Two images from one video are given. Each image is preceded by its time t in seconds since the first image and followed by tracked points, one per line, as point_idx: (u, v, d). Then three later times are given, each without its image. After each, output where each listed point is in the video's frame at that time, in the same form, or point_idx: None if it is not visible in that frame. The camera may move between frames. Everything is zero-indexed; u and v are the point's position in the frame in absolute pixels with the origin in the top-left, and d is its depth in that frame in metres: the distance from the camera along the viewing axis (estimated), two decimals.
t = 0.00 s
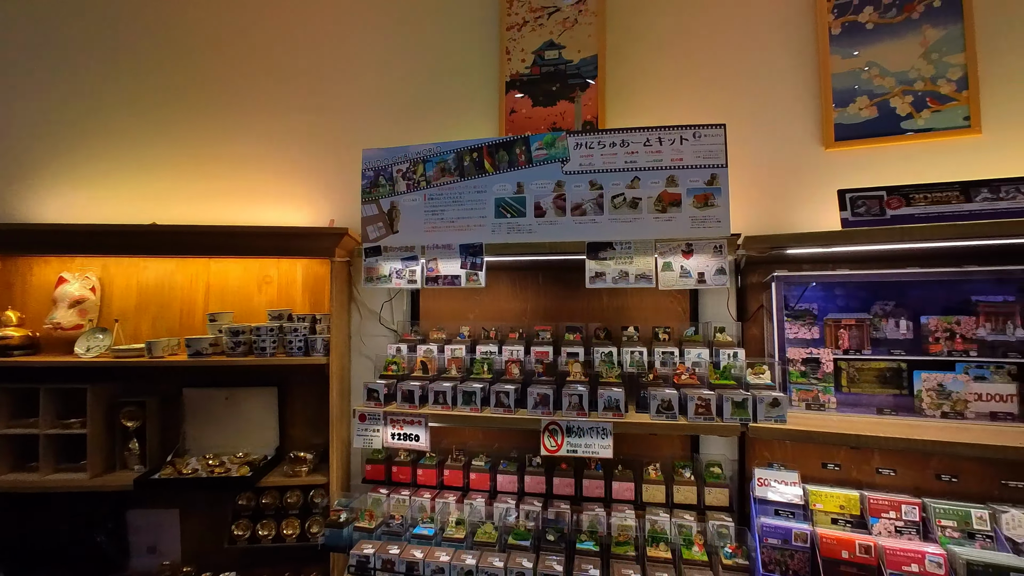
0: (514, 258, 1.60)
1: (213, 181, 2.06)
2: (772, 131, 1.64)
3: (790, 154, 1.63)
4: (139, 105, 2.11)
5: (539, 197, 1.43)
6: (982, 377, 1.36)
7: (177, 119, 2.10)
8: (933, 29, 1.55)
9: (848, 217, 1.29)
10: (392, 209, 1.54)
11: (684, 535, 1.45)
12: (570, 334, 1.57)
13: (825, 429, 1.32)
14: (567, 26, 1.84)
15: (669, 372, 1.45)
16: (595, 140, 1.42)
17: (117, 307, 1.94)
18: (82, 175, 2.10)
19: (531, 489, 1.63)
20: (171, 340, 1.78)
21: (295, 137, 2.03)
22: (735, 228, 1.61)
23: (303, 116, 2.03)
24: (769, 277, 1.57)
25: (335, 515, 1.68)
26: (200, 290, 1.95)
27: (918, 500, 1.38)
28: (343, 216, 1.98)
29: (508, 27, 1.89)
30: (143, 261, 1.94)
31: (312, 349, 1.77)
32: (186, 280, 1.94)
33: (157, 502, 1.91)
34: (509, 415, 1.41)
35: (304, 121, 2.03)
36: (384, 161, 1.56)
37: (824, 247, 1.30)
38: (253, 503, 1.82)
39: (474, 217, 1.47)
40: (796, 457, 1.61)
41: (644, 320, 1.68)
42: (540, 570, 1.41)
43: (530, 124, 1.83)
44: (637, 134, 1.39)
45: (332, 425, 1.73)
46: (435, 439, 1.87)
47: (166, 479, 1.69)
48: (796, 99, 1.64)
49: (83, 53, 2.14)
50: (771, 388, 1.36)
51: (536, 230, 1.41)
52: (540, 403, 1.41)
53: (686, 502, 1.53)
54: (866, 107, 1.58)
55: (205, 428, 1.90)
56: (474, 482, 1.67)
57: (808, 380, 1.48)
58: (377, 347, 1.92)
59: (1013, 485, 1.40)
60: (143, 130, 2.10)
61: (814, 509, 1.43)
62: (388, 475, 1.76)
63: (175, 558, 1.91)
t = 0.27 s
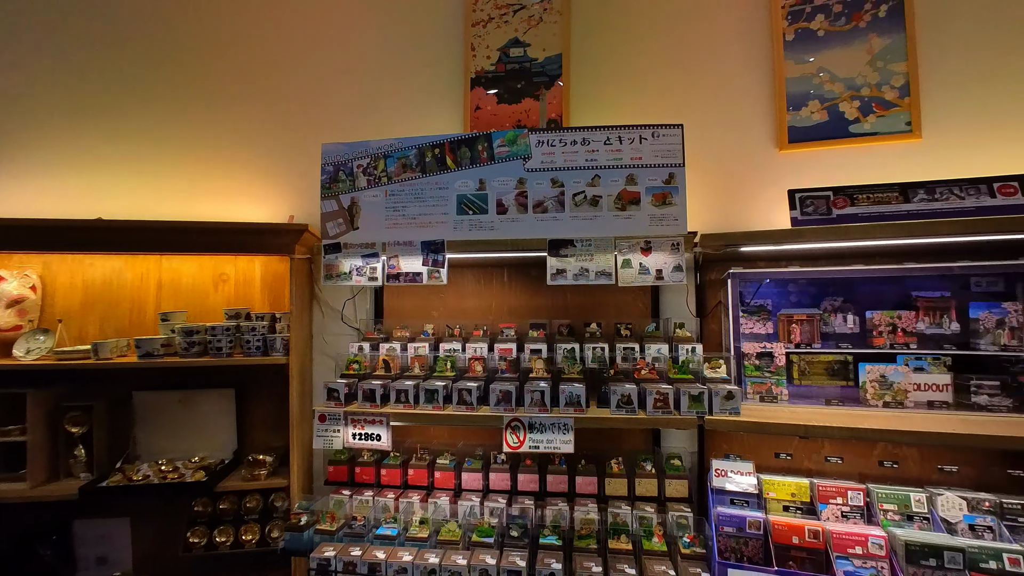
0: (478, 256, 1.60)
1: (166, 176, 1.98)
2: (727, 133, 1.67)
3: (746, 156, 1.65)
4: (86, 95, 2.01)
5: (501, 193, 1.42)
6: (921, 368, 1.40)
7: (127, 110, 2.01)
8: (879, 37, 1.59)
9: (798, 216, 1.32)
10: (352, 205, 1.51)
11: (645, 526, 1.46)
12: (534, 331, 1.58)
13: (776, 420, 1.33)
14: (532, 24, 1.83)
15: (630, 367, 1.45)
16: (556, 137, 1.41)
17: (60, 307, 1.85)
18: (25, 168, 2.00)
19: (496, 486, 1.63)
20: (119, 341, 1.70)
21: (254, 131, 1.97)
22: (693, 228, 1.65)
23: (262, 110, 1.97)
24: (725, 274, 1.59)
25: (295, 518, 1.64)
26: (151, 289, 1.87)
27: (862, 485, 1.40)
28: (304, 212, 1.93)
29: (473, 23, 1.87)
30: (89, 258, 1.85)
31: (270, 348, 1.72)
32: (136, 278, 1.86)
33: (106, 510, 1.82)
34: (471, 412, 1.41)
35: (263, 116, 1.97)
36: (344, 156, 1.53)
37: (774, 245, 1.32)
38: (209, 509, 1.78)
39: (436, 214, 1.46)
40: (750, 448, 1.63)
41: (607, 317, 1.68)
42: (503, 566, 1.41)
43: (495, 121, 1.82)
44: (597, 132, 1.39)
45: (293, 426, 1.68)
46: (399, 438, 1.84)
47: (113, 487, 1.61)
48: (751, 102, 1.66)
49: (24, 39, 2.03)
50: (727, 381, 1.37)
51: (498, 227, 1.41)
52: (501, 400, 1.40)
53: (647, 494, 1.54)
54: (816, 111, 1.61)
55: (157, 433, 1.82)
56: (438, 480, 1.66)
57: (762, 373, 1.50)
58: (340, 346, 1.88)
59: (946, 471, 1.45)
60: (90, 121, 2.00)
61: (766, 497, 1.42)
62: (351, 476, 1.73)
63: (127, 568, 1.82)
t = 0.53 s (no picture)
0: (450, 253, 1.58)
1: (127, 170, 1.92)
2: (696, 132, 1.70)
3: (714, 155, 1.68)
4: (40, 85, 1.93)
5: (472, 189, 1.41)
6: (879, 361, 1.46)
7: (85, 102, 1.93)
8: (841, 41, 1.62)
9: (763, 213, 1.34)
10: (321, 201, 1.48)
11: (617, 519, 1.47)
12: (507, 328, 1.57)
13: (742, 412, 1.34)
14: (505, 20, 1.82)
15: (601, 363, 1.45)
16: (527, 134, 1.41)
17: (9, 307, 1.73)
18: None
19: (469, 483, 1.62)
20: (76, 341, 1.63)
21: (221, 125, 1.92)
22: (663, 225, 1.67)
23: (229, 104, 1.92)
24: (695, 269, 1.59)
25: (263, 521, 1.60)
26: (111, 287, 1.80)
27: (825, 474, 1.44)
28: (273, 208, 1.89)
29: (446, 17, 1.85)
30: (43, 254, 1.76)
31: (237, 348, 1.67)
32: (94, 276, 1.79)
33: (62, 518, 1.74)
34: (443, 409, 1.40)
35: (230, 109, 1.92)
36: (312, 150, 1.50)
37: (741, 242, 1.33)
38: (175, 514, 1.69)
39: (406, 210, 1.44)
40: (718, 442, 1.65)
41: (580, 313, 1.69)
42: (476, 563, 1.39)
43: (467, 117, 1.81)
44: (569, 129, 1.40)
45: (263, 426, 1.65)
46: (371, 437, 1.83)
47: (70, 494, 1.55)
48: (720, 101, 1.69)
49: None
50: (696, 375, 1.39)
51: (470, 223, 1.39)
52: (473, 397, 1.39)
53: (620, 488, 1.55)
54: (782, 112, 1.63)
55: (118, 436, 1.76)
56: (412, 479, 1.64)
57: (730, 367, 1.52)
58: (310, 345, 1.85)
59: (902, 458, 1.51)
60: (46, 113, 1.93)
61: (734, 489, 1.45)
62: (323, 477, 1.70)
63: None
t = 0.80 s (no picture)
0: (425, 250, 1.57)
1: (88, 163, 1.84)
2: (671, 130, 1.72)
3: (688, 153, 1.71)
4: None
5: (447, 185, 1.40)
6: (846, 355, 1.49)
7: (42, 91, 1.85)
8: (812, 42, 1.64)
9: (735, 211, 1.35)
10: (292, 195, 1.45)
11: (592, 513, 1.49)
12: (484, 324, 1.56)
13: (714, 406, 1.36)
14: (482, 14, 1.80)
15: (577, 359, 1.45)
16: (503, 129, 1.40)
17: None
18: None
19: (446, 481, 1.61)
20: (34, 341, 1.56)
21: (189, 118, 1.86)
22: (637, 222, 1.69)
23: (197, 96, 1.86)
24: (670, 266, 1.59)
25: (234, 524, 1.56)
26: (71, 285, 1.73)
27: (794, 465, 1.46)
28: (244, 203, 1.85)
29: (422, 11, 1.83)
30: None
31: (205, 347, 1.62)
32: (53, 273, 1.71)
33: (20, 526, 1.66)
34: (418, 407, 1.39)
35: (199, 102, 1.86)
36: (283, 143, 1.46)
37: (713, 239, 1.35)
38: (141, 519, 1.63)
39: (380, 205, 1.42)
40: (692, 436, 1.67)
41: (556, 310, 1.70)
42: (452, 561, 1.38)
43: (444, 112, 1.80)
44: (544, 125, 1.39)
45: (234, 427, 1.61)
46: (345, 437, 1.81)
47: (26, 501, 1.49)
48: (694, 100, 1.71)
49: None
50: (670, 370, 1.40)
51: (445, 219, 1.39)
52: (449, 394, 1.38)
53: (596, 483, 1.57)
54: (754, 111, 1.66)
55: (79, 440, 1.69)
56: (388, 478, 1.63)
57: (703, 362, 1.53)
58: (282, 343, 1.81)
59: (867, 448, 1.56)
60: None
61: (707, 481, 1.47)
62: (296, 478, 1.67)
63: None
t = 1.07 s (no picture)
0: (401, 246, 1.55)
1: (46, 153, 1.76)
2: (648, 128, 1.73)
3: (664, 151, 1.72)
4: None
5: (424, 179, 1.38)
6: (816, 349, 1.54)
7: None
8: (785, 43, 1.67)
9: (709, 208, 1.37)
10: (265, 189, 1.41)
11: (570, 508, 1.50)
12: (462, 321, 1.55)
13: (688, 399, 1.39)
14: (460, 8, 1.78)
15: (555, 355, 1.46)
16: (481, 124, 1.39)
17: None
18: None
19: (424, 479, 1.60)
20: None
21: (155, 108, 1.79)
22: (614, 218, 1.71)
23: (164, 86, 1.80)
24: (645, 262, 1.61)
25: (205, 527, 1.51)
26: (29, 282, 1.65)
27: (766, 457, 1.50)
28: (215, 198, 1.80)
29: (400, 3, 1.80)
30: None
31: (175, 346, 1.57)
32: (10, 269, 1.63)
33: None
34: (395, 405, 1.37)
35: (167, 92, 1.80)
36: (255, 136, 1.42)
37: (689, 235, 1.36)
38: (108, 523, 1.52)
39: (356, 200, 1.39)
40: (668, 429, 1.70)
41: (534, 306, 1.70)
42: (430, 559, 1.36)
43: (421, 106, 1.77)
44: (522, 120, 1.38)
45: (204, 427, 1.57)
46: (320, 436, 1.79)
47: None
48: (671, 98, 1.73)
49: None
50: (647, 365, 1.41)
51: (422, 214, 1.37)
52: (426, 391, 1.37)
53: (574, 477, 1.58)
54: (729, 110, 1.69)
55: (40, 444, 1.63)
56: (365, 477, 1.61)
57: (679, 356, 1.56)
58: (254, 342, 1.78)
59: (835, 439, 1.61)
60: None
61: (682, 473, 1.49)
62: (271, 478, 1.64)
63: None
